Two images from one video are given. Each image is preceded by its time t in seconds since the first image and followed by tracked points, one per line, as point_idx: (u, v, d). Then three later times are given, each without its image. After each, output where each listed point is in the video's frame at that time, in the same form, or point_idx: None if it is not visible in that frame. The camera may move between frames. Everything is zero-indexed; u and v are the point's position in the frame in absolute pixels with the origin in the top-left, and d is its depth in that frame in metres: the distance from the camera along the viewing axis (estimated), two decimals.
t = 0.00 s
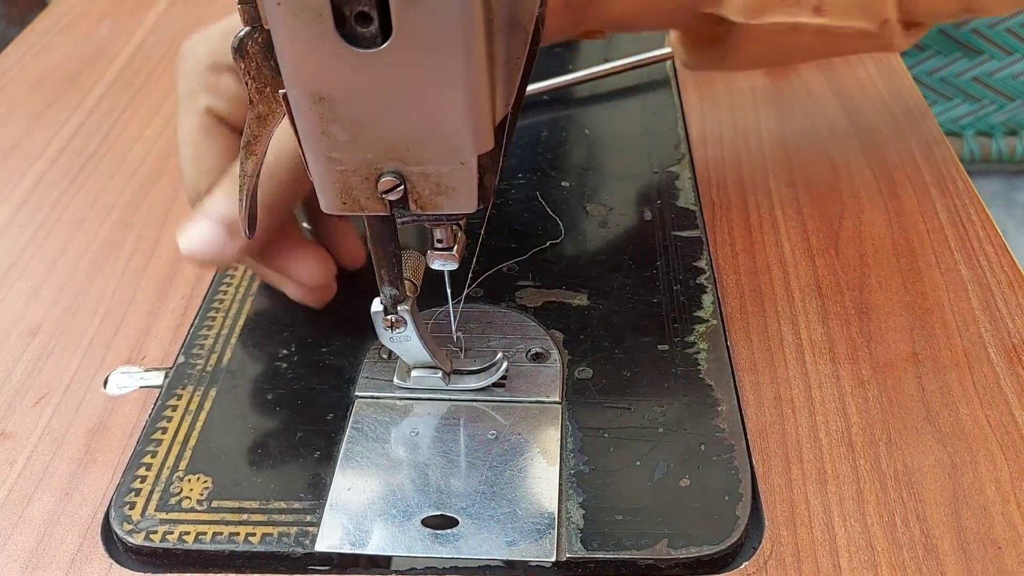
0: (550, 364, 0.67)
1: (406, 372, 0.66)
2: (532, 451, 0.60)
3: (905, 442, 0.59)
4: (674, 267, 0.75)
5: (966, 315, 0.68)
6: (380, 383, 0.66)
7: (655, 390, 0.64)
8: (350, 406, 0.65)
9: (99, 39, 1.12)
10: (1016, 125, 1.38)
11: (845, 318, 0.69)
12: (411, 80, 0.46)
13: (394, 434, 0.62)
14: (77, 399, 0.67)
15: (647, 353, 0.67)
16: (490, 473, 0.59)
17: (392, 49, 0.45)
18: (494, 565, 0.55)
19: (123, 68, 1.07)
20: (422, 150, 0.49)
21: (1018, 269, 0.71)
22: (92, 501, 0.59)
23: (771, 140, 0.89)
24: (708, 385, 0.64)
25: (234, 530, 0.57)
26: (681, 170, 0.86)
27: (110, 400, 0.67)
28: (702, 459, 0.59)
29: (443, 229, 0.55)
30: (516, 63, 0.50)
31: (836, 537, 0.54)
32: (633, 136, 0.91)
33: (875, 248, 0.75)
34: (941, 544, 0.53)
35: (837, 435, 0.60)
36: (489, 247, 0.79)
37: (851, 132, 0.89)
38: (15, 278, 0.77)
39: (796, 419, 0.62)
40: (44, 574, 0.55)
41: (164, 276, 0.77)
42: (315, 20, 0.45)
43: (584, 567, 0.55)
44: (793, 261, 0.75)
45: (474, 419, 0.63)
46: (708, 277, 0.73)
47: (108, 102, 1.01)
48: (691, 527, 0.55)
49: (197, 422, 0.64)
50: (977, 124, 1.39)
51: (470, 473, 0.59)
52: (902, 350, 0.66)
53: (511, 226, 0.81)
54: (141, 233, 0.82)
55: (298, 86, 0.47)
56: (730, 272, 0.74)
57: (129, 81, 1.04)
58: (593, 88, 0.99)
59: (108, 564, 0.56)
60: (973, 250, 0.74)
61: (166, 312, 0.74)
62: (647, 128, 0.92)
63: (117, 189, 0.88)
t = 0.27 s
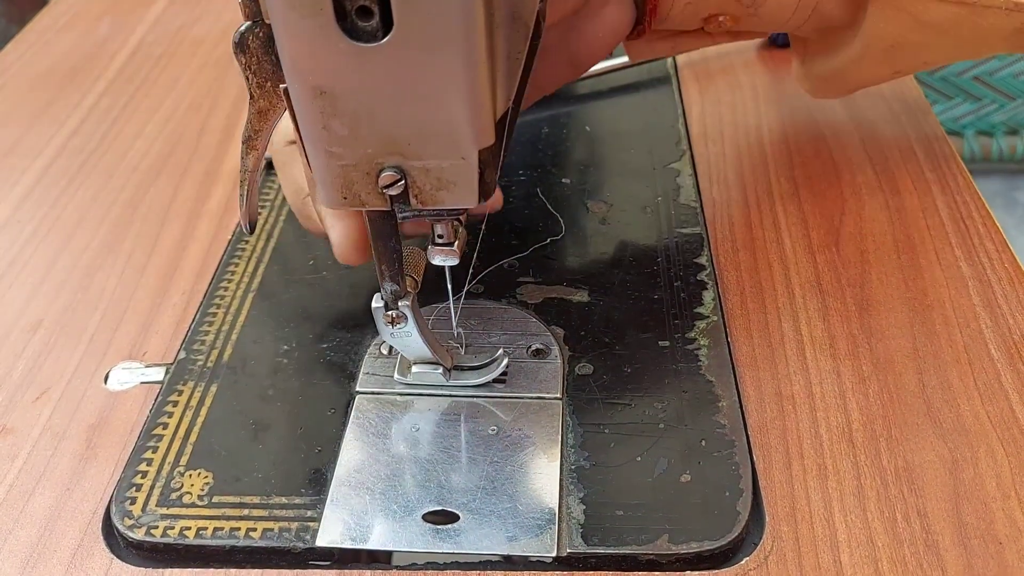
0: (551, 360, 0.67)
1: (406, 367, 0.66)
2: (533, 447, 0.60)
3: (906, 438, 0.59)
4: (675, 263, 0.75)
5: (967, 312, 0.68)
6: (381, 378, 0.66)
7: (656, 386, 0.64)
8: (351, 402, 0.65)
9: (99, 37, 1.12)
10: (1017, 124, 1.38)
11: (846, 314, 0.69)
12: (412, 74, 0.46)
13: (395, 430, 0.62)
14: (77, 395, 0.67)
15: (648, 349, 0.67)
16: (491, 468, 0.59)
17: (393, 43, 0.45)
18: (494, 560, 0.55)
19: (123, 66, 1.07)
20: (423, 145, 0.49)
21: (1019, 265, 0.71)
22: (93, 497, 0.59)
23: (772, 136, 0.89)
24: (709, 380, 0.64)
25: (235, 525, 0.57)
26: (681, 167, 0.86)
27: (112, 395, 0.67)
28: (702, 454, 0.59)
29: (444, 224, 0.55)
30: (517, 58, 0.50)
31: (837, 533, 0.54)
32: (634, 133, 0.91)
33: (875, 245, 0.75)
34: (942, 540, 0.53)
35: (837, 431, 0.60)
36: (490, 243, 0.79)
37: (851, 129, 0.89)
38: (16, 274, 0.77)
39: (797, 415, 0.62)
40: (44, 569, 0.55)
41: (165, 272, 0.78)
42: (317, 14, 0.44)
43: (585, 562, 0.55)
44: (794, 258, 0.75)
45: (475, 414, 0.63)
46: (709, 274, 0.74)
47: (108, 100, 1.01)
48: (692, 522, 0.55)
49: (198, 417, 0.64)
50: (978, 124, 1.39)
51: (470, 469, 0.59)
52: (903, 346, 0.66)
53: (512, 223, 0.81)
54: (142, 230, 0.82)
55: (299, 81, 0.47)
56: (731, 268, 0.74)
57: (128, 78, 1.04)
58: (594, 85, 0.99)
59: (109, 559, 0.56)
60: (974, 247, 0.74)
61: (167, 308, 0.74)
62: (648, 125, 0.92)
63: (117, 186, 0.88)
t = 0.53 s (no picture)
0: (553, 355, 0.67)
1: (406, 363, 0.66)
2: (535, 442, 0.60)
3: (909, 433, 0.59)
4: (677, 259, 0.75)
5: (970, 308, 0.68)
6: (383, 374, 0.66)
7: (659, 382, 0.64)
8: (353, 397, 0.64)
9: (100, 33, 1.12)
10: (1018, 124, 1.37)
11: (848, 310, 0.69)
12: (415, 67, 0.46)
13: (397, 425, 0.62)
14: (78, 390, 0.66)
15: (650, 345, 0.67)
16: (493, 464, 0.59)
17: (396, 35, 0.45)
18: (496, 555, 0.54)
19: (124, 62, 1.07)
20: (426, 138, 0.49)
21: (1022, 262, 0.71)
22: (94, 492, 0.59)
23: (774, 133, 0.89)
24: (711, 376, 0.64)
25: (236, 520, 0.57)
26: (683, 163, 0.85)
27: (113, 390, 0.67)
28: (705, 450, 0.59)
29: (446, 218, 0.55)
30: (520, 51, 0.50)
31: (839, 528, 0.54)
32: (636, 129, 0.91)
33: (878, 242, 0.75)
34: (945, 536, 0.53)
35: (840, 427, 0.60)
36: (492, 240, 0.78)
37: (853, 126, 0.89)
38: (17, 270, 0.77)
39: (800, 411, 0.61)
40: (45, 564, 0.55)
41: (166, 268, 0.77)
42: (319, 6, 0.44)
43: (587, 557, 0.54)
44: (796, 254, 0.75)
45: (477, 410, 0.63)
46: (711, 270, 0.74)
47: (109, 96, 1.00)
48: (695, 517, 0.55)
49: (199, 413, 0.64)
50: (979, 123, 1.39)
51: (472, 464, 0.59)
52: (906, 343, 0.65)
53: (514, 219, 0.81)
54: (144, 226, 0.82)
55: (301, 73, 0.47)
56: (733, 265, 0.74)
57: (130, 74, 1.04)
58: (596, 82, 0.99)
59: (110, 554, 0.56)
60: (977, 243, 0.73)
61: (168, 304, 0.74)
62: (650, 121, 0.92)
63: (118, 181, 0.88)
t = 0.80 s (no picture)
0: (554, 357, 0.67)
1: (406, 348, 0.65)
2: (536, 444, 0.60)
3: (910, 436, 0.59)
4: (677, 261, 0.75)
5: (970, 310, 0.68)
6: (384, 375, 0.66)
7: (660, 385, 0.64)
8: (355, 399, 0.65)
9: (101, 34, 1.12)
10: (1018, 124, 1.38)
11: (849, 313, 0.69)
12: (417, 71, 0.46)
13: (398, 427, 0.62)
14: (80, 392, 0.67)
15: (651, 347, 0.67)
16: (494, 466, 0.59)
17: (398, 39, 0.45)
18: (497, 557, 0.54)
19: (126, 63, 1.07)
20: (427, 141, 0.49)
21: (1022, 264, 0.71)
22: (96, 494, 0.59)
23: (774, 134, 0.89)
24: (712, 379, 0.64)
25: (237, 522, 0.57)
26: (684, 165, 0.86)
27: (114, 392, 0.67)
28: (705, 453, 0.59)
29: (447, 221, 0.55)
30: (521, 55, 0.50)
31: (840, 531, 0.54)
32: (637, 131, 0.91)
33: (879, 244, 0.75)
34: (946, 538, 0.53)
35: (841, 429, 0.60)
36: (493, 241, 0.79)
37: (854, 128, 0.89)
38: (18, 271, 0.77)
39: (800, 413, 0.62)
40: (47, 566, 0.55)
41: (167, 270, 0.77)
42: (322, 9, 0.45)
43: (588, 559, 0.55)
44: (797, 256, 0.75)
45: (478, 412, 0.63)
46: (712, 272, 0.74)
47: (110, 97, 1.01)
48: (695, 520, 0.55)
49: (201, 414, 0.64)
50: (979, 124, 1.39)
51: (473, 466, 0.59)
52: (906, 345, 0.66)
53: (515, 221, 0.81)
54: (145, 227, 0.82)
55: (303, 76, 0.47)
56: (733, 267, 0.74)
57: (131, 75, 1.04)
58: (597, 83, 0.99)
59: (112, 556, 0.56)
60: (977, 245, 0.73)
61: (169, 306, 0.74)
62: (650, 123, 0.92)
63: (119, 183, 0.88)
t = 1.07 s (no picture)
0: (553, 355, 0.67)
1: (406, 346, 0.66)
2: (536, 442, 0.60)
3: (908, 434, 0.59)
4: (677, 259, 0.75)
5: (969, 309, 0.68)
6: (384, 372, 0.66)
7: (659, 382, 0.64)
8: (355, 396, 0.65)
9: (101, 33, 1.12)
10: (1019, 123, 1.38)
11: (848, 311, 0.69)
12: (417, 69, 0.46)
13: (398, 425, 0.62)
14: (80, 390, 0.67)
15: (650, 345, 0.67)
16: (494, 463, 0.59)
17: (398, 37, 0.45)
18: (496, 554, 0.55)
19: (127, 62, 1.07)
20: (427, 139, 0.49)
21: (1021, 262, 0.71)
22: (96, 491, 0.60)
23: (775, 131, 0.90)
24: (711, 377, 0.64)
25: (237, 519, 0.57)
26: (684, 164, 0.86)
27: (115, 389, 0.67)
28: (704, 450, 0.59)
29: (447, 219, 0.56)
30: (521, 53, 0.50)
31: (839, 528, 0.54)
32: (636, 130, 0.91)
33: (878, 243, 0.75)
34: (944, 535, 0.53)
35: (840, 427, 0.60)
36: (493, 239, 0.79)
37: (854, 127, 0.89)
38: (19, 269, 0.78)
39: (799, 411, 0.62)
40: (47, 563, 0.55)
41: (168, 268, 0.78)
42: (322, 7, 0.45)
43: (587, 556, 0.55)
44: (797, 254, 0.75)
45: (478, 410, 0.63)
46: (711, 270, 0.74)
47: (111, 96, 1.01)
48: (695, 517, 0.55)
49: (201, 412, 0.64)
50: (979, 124, 1.39)
51: (473, 464, 0.59)
52: (905, 343, 0.66)
53: (515, 219, 0.81)
54: (145, 225, 0.82)
55: (303, 74, 0.47)
56: (733, 265, 0.74)
57: (132, 74, 1.05)
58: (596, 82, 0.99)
59: (112, 552, 0.56)
60: (976, 243, 0.74)
61: (170, 304, 0.74)
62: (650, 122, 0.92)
63: (120, 181, 0.88)
